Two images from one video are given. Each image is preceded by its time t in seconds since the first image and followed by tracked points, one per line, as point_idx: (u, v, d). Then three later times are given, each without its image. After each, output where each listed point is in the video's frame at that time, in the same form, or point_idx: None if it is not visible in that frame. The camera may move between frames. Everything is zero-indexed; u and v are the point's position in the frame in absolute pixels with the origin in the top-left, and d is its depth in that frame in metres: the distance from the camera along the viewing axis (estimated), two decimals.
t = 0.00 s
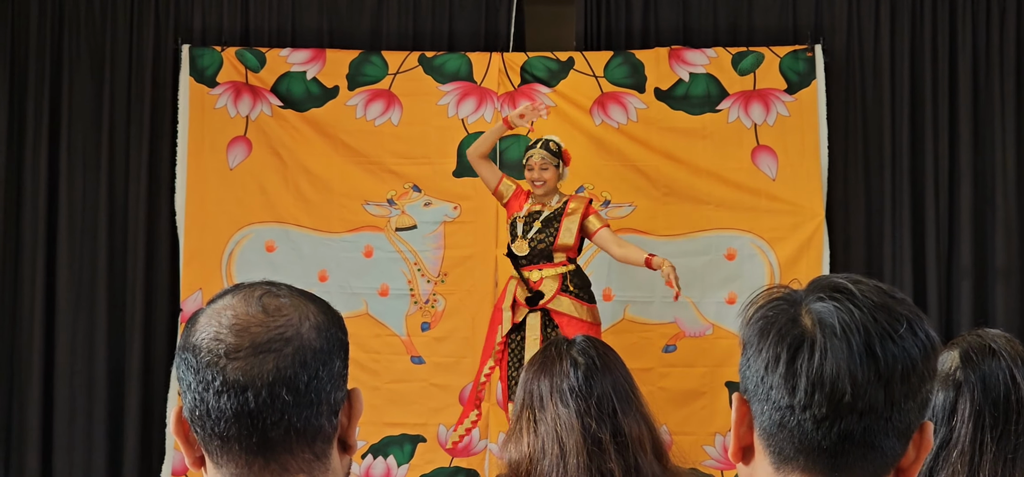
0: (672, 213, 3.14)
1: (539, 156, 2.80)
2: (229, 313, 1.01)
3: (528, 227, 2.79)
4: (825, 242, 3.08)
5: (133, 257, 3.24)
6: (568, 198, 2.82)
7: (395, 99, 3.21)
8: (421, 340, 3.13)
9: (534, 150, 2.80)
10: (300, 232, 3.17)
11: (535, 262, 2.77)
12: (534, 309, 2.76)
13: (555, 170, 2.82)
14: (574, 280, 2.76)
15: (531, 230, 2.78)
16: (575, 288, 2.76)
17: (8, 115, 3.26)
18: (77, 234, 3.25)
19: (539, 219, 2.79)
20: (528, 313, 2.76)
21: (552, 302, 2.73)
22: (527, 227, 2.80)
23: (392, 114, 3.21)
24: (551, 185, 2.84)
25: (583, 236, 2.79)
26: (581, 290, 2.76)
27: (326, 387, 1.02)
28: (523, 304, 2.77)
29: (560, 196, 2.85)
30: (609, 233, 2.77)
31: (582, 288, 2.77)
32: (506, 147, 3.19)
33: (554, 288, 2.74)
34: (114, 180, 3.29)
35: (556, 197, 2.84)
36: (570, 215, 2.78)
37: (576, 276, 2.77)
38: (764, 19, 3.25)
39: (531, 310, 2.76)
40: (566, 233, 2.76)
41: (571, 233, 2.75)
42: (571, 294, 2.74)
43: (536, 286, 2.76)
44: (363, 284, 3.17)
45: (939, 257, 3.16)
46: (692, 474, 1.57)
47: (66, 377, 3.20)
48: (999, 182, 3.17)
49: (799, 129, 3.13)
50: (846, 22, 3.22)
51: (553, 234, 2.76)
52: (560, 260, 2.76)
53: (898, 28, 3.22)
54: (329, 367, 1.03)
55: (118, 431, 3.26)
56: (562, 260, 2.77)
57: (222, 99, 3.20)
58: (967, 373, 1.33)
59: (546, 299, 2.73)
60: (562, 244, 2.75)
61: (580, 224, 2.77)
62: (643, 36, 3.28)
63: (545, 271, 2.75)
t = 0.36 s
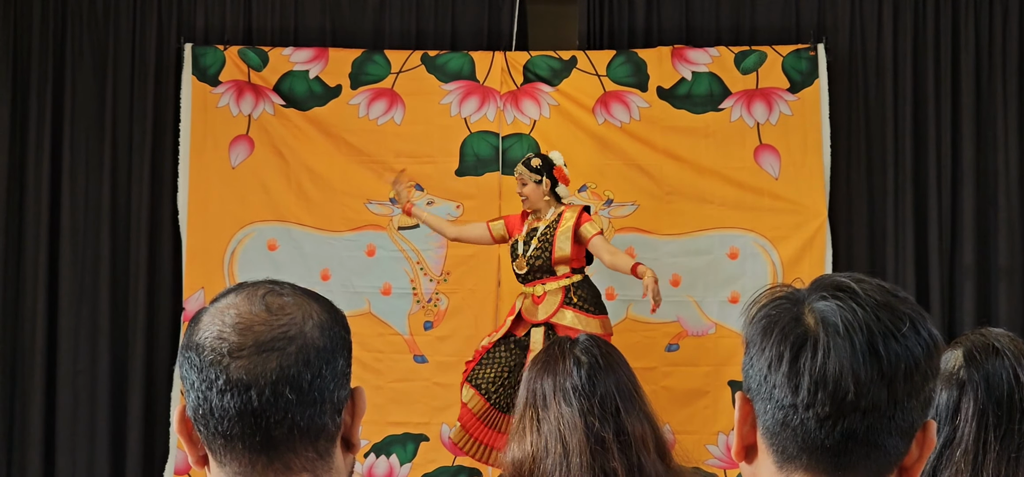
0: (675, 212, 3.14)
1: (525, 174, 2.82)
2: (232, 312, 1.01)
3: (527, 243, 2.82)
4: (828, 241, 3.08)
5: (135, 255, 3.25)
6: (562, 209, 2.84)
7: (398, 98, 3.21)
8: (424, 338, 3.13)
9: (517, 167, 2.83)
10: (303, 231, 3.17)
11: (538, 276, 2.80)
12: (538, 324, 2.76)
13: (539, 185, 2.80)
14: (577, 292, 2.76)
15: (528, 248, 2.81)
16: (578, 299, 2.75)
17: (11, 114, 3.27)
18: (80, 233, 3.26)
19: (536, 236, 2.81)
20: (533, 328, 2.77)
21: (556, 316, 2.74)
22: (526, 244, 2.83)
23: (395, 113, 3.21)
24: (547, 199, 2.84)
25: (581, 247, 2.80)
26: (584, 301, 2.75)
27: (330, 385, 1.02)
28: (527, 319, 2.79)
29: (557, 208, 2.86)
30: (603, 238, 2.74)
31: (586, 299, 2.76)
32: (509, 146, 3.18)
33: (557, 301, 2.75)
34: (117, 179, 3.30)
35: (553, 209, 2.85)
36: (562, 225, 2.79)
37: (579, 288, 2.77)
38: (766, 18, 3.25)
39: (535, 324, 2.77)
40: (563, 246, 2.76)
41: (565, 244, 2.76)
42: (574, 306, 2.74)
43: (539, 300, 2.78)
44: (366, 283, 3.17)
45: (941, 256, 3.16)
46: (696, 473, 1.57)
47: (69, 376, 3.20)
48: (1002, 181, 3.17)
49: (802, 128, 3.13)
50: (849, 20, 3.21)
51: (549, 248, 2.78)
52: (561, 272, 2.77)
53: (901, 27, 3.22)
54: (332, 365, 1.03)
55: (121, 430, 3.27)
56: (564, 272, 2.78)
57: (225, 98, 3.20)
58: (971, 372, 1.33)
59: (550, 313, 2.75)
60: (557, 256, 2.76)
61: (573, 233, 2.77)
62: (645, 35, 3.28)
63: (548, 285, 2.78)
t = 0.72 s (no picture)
0: (677, 211, 3.14)
1: (508, 166, 2.85)
2: (235, 311, 1.01)
3: (504, 239, 2.85)
4: (829, 241, 3.08)
5: (138, 254, 3.25)
6: (538, 204, 2.86)
7: (400, 97, 3.21)
8: (426, 337, 3.14)
9: (501, 160, 2.86)
10: (305, 229, 3.18)
11: (516, 273, 2.83)
12: (516, 322, 2.80)
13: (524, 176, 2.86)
14: (552, 290, 2.81)
15: (507, 242, 2.84)
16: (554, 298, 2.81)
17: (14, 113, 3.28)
18: (82, 232, 3.26)
19: (512, 231, 2.85)
20: (512, 326, 2.80)
21: (533, 314, 2.79)
22: (503, 240, 2.86)
23: (396, 113, 3.21)
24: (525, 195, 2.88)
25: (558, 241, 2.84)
26: (560, 299, 2.81)
27: (332, 384, 1.03)
28: (506, 317, 2.81)
29: (533, 204, 2.88)
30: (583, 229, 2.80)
31: (561, 297, 2.82)
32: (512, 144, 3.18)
33: (535, 299, 2.80)
34: (119, 179, 3.30)
35: (528, 205, 2.88)
36: (540, 222, 2.82)
37: (554, 286, 2.82)
38: (769, 18, 3.24)
39: (514, 322, 2.80)
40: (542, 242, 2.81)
41: (545, 240, 2.81)
42: (551, 304, 2.80)
43: (518, 298, 2.81)
44: (368, 282, 3.17)
45: (944, 256, 3.16)
46: (698, 472, 1.57)
47: (72, 375, 3.21)
48: (1004, 180, 3.16)
49: (804, 128, 3.13)
50: (851, 19, 3.21)
51: (528, 242, 2.82)
52: (540, 269, 2.82)
53: (903, 26, 3.22)
54: (335, 364, 1.03)
55: (123, 430, 3.27)
56: (542, 269, 2.83)
57: (227, 97, 3.20)
58: (973, 372, 1.33)
59: (528, 311, 2.79)
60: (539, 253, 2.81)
61: (551, 228, 2.81)
62: (648, 35, 3.28)
63: (526, 282, 2.81)
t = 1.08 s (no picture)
0: (678, 210, 3.14)
1: (508, 162, 3.01)
2: (236, 310, 1.01)
3: (495, 236, 2.98)
4: (831, 240, 3.08)
5: (139, 253, 3.26)
6: (532, 206, 3.01)
7: (401, 96, 3.21)
8: (427, 336, 3.14)
9: (502, 156, 3.01)
10: (306, 228, 3.18)
11: (501, 271, 2.96)
12: (496, 319, 2.93)
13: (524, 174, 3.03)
14: (535, 288, 2.94)
15: (497, 240, 2.97)
16: (536, 295, 2.93)
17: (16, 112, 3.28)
18: (84, 230, 3.27)
19: (503, 230, 2.98)
20: (492, 322, 2.93)
21: (516, 312, 2.92)
22: (494, 238, 2.98)
23: (398, 112, 3.21)
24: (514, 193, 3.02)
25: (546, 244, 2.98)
26: (541, 297, 2.94)
27: (333, 383, 1.03)
28: (487, 312, 2.94)
29: (524, 205, 3.03)
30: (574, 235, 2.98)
31: (542, 296, 2.94)
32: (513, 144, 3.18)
33: (518, 296, 2.93)
34: (120, 178, 3.30)
35: (521, 205, 3.03)
36: (534, 224, 2.97)
37: (536, 284, 2.94)
38: (770, 17, 3.24)
39: (494, 318, 2.93)
40: (530, 241, 2.95)
41: (535, 245, 2.94)
42: (533, 303, 2.93)
43: (500, 295, 2.94)
44: (369, 281, 3.18)
45: (946, 255, 3.15)
46: (700, 471, 1.57)
47: (74, 374, 3.21)
48: (1006, 179, 3.16)
49: (805, 127, 3.13)
50: (853, 18, 3.21)
51: (518, 244, 2.95)
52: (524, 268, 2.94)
53: (904, 24, 3.22)
54: (336, 363, 1.03)
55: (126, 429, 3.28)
56: (525, 268, 2.95)
57: (228, 96, 3.21)
58: (975, 371, 1.33)
59: (510, 309, 2.92)
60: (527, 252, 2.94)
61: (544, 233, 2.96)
62: (649, 34, 3.28)
63: (509, 280, 2.94)
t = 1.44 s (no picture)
0: (679, 210, 3.14)
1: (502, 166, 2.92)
2: (236, 310, 1.01)
3: (479, 241, 2.91)
4: (832, 240, 3.08)
5: (140, 253, 3.26)
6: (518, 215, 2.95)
7: (402, 97, 3.21)
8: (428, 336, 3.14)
9: (498, 159, 2.91)
10: (307, 228, 3.18)
11: (481, 277, 2.90)
12: (474, 326, 2.89)
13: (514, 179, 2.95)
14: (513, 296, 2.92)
15: (485, 244, 2.90)
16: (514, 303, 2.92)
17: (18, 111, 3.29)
18: (85, 230, 3.27)
19: (489, 235, 2.91)
20: (470, 329, 2.89)
21: (494, 320, 2.89)
22: (477, 242, 2.91)
23: (399, 112, 3.21)
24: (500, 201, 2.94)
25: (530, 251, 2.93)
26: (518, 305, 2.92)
27: (333, 383, 1.03)
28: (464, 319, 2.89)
29: (509, 210, 2.96)
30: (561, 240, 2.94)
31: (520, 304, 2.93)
32: (514, 144, 3.18)
33: (497, 304, 2.89)
34: (122, 178, 3.31)
35: (505, 211, 2.95)
36: (520, 233, 2.91)
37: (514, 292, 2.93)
38: (772, 17, 3.24)
39: (472, 325, 2.89)
40: (515, 249, 2.89)
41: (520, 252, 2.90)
42: (512, 311, 2.91)
43: (479, 302, 2.89)
44: (370, 281, 3.17)
45: (947, 255, 3.15)
46: (701, 471, 1.57)
47: (75, 374, 3.22)
48: (1007, 179, 3.16)
49: (807, 126, 3.13)
50: (854, 18, 3.21)
51: (505, 252, 2.90)
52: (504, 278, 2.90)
53: (906, 24, 3.22)
54: (337, 363, 1.03)
55: (127, 429, 3.28)
56: (506, 277, 2.91)
57: (230, 96, 3.21)
58: (976, 371, 1.33)
59: (489, 317, 2.88)
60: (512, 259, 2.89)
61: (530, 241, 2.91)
62: (651, 34, 3.28)
63: (489, 288, 2.89)
